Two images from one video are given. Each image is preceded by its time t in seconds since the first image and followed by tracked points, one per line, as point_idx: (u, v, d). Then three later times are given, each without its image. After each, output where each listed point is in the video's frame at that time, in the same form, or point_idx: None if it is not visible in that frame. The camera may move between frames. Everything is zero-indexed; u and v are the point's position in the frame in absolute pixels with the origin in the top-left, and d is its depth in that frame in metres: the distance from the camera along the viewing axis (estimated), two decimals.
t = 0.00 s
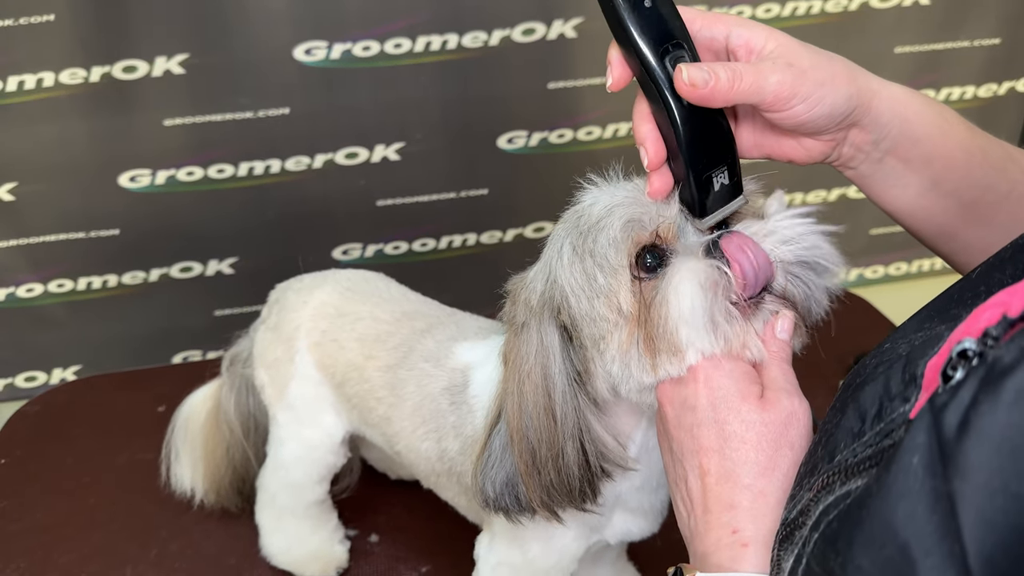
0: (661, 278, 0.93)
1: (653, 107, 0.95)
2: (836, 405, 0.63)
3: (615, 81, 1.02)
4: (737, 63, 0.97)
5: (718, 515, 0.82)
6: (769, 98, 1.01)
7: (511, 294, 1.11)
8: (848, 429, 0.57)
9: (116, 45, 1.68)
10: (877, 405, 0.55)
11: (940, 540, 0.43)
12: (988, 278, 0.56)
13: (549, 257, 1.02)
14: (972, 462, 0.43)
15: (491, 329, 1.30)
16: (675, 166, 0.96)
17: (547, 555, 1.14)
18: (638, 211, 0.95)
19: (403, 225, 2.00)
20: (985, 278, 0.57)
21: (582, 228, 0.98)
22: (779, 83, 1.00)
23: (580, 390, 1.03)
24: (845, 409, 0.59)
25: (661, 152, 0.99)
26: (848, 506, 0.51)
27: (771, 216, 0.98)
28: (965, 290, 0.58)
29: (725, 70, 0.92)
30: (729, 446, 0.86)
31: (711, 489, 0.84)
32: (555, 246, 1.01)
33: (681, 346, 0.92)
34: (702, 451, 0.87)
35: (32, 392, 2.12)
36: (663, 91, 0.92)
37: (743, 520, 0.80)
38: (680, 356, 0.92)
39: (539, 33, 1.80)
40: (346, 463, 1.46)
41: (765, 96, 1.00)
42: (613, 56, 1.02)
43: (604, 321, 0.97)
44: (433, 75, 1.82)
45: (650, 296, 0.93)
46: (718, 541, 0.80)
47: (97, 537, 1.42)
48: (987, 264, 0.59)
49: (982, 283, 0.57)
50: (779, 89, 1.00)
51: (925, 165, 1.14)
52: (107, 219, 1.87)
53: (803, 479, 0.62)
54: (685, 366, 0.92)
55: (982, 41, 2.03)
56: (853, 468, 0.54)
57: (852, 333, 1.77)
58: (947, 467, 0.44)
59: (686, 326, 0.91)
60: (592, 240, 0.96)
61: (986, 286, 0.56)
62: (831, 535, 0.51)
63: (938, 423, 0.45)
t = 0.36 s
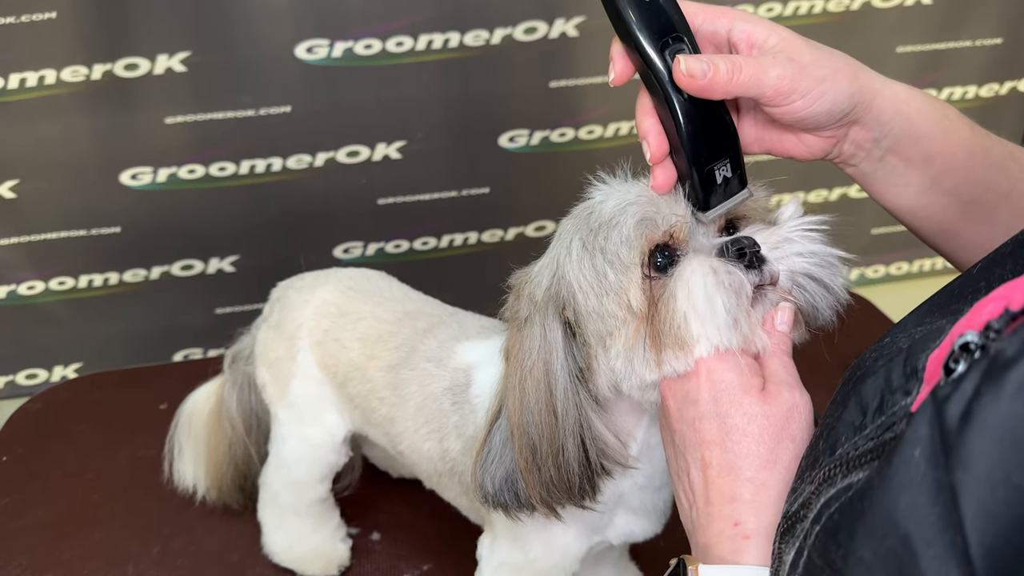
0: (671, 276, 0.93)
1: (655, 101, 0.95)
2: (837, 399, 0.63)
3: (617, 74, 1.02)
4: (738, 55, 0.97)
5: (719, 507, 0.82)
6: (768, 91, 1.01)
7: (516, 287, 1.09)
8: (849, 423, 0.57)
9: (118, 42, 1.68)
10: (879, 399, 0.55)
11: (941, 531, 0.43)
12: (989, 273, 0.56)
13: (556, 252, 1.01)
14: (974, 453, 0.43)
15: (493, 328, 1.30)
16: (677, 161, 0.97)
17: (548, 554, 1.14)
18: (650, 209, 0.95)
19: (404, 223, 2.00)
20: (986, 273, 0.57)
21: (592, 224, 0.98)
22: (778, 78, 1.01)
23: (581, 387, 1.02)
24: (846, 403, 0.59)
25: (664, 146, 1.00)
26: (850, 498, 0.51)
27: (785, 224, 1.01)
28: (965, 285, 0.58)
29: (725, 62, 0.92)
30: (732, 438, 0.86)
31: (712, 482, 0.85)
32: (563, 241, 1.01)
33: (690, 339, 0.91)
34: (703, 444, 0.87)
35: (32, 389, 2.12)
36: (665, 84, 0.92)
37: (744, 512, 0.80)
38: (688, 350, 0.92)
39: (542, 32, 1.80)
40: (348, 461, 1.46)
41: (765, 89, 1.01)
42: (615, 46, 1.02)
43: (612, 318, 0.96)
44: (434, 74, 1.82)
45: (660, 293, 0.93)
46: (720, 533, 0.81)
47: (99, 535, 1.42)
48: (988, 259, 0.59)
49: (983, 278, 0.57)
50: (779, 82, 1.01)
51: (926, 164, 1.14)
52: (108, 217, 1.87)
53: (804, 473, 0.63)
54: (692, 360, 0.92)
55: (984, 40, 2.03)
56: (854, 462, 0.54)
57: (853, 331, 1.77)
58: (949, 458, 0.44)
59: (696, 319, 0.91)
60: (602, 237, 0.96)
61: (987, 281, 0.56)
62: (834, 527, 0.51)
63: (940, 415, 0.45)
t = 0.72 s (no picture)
0: (676, 271, 0.93)
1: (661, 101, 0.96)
2: (836, 398, 0.63)
3: (624, 73, 1.01)
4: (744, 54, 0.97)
5: (718, 509, 0.83)
6: (775, 91, 1.02)
7: (512, 282, 1.09)
8: (848, 422, 0.57)
9: (117, 40, 1.68)
10: (877, 398, 0.55)
11: (939, 531, 0.43)
12: (988, 272, 0.56)
13: (555, 244, 1.00)
14: (972, 452, 0.43)
15: (492, 327, 1.30)
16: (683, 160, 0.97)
17: (546, 554, 1.14)
18: (656, 202, 0.95)
19: (404, 222, 2.00)
20: (985, 272, 0.57)
21: (593, 217, 0.98)
22: (785, 77, 1.01)
23: (581, 380, 1.02)
24: (845, 402, 0.59)
25: (670, 146, 1.00)
26: (849, 499, 0.51)
27: (781, 215, 1.01)
28: (964, 285, 0.58)
29: (730, 61, 0.93)
30: (730, 441, 0.86)
31: (711, 484, 0.85)
32: (563, 232, 1.00)
33: (698, 334, 0.91)
34: (703, 446, 0.87)
35: (32, 387, 2.12)
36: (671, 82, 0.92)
37: (743, 515, 0.81)
38: (694, 345, 0.91)
39: (542, 31, 1.80)
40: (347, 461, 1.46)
41: (773, 88, 1.01)
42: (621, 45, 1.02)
43: (614, 310, 0.96)
44: (434, 73, 1.81)
45: (665, 289, 0.92)
46: (719, 536, 0.81)
47: (98, 533, 1.42)
48: (987, 257, 0.59)
49: (982, 277, 0.57)
50: (786, 82, 1.01)
51: (931, 164, 1.14)
52: (108, 215, 1.87)
53: (803, 472, 0.62)
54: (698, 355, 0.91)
55: (984, 40, 2.03)
56: (853, 462, 0.54)
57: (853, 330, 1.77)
58: (948, 458, 0.44)
59: (708, 312, 0.90)
60: (606, 229, 0.96)
61: (986, 280, 0.56)
62: (833, 527, 0.51)
63: (939, 416, 0.45)
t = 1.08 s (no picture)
0: (681, 276, 0.93)
1: (665, 52, 0.97)
2: (836, 401, 0.62)
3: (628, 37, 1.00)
4: None
5: (716, 513, 0.82)
6: (774, 35, 1.01)
7: (511, 280, 1.08)
8: (848, 426, 0.57)
9: (114, 39, 1.67)
10: (878, 402, 0.55)
11: (940, 539, 0.43)
12: (991, 274, 0.56)
13: (558, 245, 1.00)
14: (976, 460, 0.42)
15: (490, 327, 1.30)
16: (688, 107, 0.97)
17: (542, 557, 1.13)
18: (664, 207, 0.96)
19: (402, 221, 1.99)
20: (987, 274, 0.56)
21: (598, 219, 0.98)
22: (785, 20, 1.01)
23: (579, 383, 1.02)
24: (845, 406, 0.59)
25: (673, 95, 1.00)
26: (847, 505, 0.50)
27: (793, 232, 1.00)
28: (966, 287, 0.58)
29: None
30: (728, 444, 0.85)
31: (709, 488, 0.84)
32: (567, 234, 1.00)
33: (699, 335, 0.91)
34: (701, 449, 0.87)
35: (30, 387, 2.11)
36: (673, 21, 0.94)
37: (742, 518, 0.80)
38: (696, 344, 0.91)
39: (540, 29, 1.79)
40: (344, 461, 1.45)
41: (773, 28, 1.00)
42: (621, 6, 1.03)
43: (618, 314, 0.96)
44: (432, 71, 1.81)
45: (671, 290, 0.93)
46: (717, 539, 0.81)
47: (96, 534, 1.42)
48: (989, 259, 0.58)
49: (983, 280, 0.56)
50: (786, 23, 1.01)
51: (934, 146, 1.14)
52: (106, 214, 1.86)
53: (802, 476, 0.62)
54: (701, 353, 0.91)
55: (983, 38, 2.03)
56: (853, 466, 0.53)
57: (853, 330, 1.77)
58: (950, 466, 0.43)
59: (708, 315, 0.91)
60: (612, 232, 0.96)
61: (988, 283, 0.55)
62: (831, 533, 0.50)
63: (941, 421, 0.45)
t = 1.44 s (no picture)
0: (667, 278, 0.92)
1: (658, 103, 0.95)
2: (836, 406, 0.62)
3: (620, 78, 1.00)
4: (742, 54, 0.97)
5: (714, 520, 0.82)
6: (772, 93, 1.01)
7: (505, 283, 1.09)
8: (848, 432, 0.57)
9: (111, 38, 1.67)
10: (879, 407, 0.55)
11: (943, 546, 0.43)
12: (991, 279, 0.56)
13: (549, 248, 1.00)
14: (979, 468, 0.42)
15: (488, 327, 1.29)
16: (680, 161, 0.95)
17: (538, 558, 1.13)
18: (649, 209, 0.94)
19: (400, 220, 1.99)
20: (987, 279, 0.56)
21: (587, 221, 0.97)
22: (784, 77, 1.00)
23: (571, 388, 1.01)
24: (846, 411, 0.59)
25: (666, 148, 0.98)
26: (849, 511, 0.50)
27: (784, 229, 0.99)
28: (965, 292, 0.58)
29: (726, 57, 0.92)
30: (723, 452, 0.85)
31: (708, 496, 0.84)
32: (556, 237, 1.00)
33: (681, 343, 0.90)
34: (696, 457, 0.87)
35: (27, 386, 2.11)
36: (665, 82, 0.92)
37: (741, 525, 0.80)
38: (679, 353, 0.91)
39: (538, 28, 1.79)
40: (341, 461, 1.45)
41: (772, 88, 1.00)
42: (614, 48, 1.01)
43: (605, 319, 0.95)
44: (430, 70, 1.81)
45: (656, 296, 0.92)
46: (716, 545, 0.80)
47: (92, 534, 1.41)
48: (989, 264, 0.58)
49: (983, 285, 0.56)
50: (784, 82, 1.00)
51: (928, 175, 1.13)
52: (103, 213, 1.86)
53: (802, 482, 0.62)
54: (684, 363, 0.91)
55: (982, 38, 2.03)
56: (853, 472, 0.53)
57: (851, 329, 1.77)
58: (954, 473, 0.43)
59: (691, 322, 0.90)
60: (597, 237, 0.95)
61: (988, 287, 0.55)
62: (833, 540, 0.50)
63: (944, 429, 0.45)
